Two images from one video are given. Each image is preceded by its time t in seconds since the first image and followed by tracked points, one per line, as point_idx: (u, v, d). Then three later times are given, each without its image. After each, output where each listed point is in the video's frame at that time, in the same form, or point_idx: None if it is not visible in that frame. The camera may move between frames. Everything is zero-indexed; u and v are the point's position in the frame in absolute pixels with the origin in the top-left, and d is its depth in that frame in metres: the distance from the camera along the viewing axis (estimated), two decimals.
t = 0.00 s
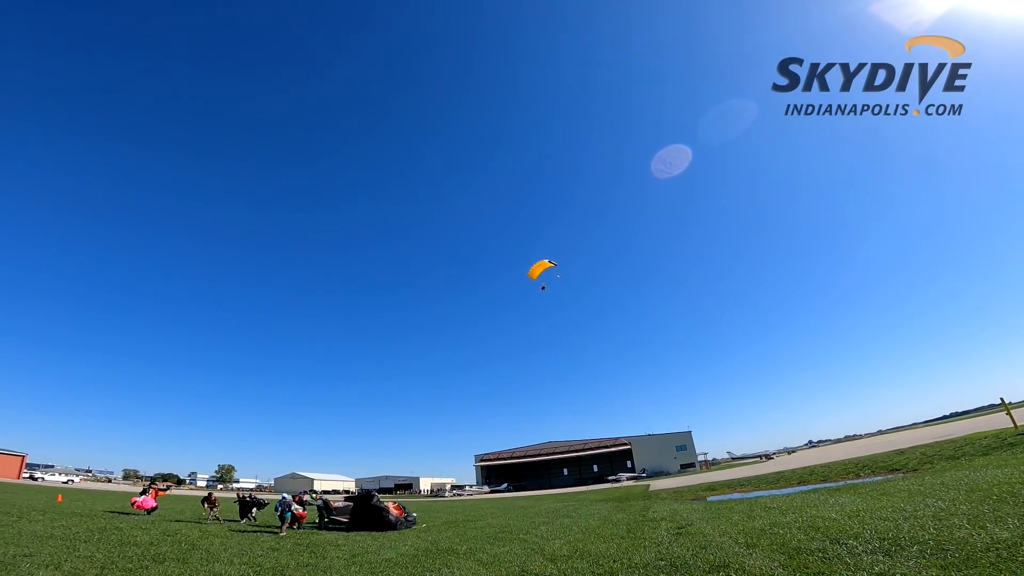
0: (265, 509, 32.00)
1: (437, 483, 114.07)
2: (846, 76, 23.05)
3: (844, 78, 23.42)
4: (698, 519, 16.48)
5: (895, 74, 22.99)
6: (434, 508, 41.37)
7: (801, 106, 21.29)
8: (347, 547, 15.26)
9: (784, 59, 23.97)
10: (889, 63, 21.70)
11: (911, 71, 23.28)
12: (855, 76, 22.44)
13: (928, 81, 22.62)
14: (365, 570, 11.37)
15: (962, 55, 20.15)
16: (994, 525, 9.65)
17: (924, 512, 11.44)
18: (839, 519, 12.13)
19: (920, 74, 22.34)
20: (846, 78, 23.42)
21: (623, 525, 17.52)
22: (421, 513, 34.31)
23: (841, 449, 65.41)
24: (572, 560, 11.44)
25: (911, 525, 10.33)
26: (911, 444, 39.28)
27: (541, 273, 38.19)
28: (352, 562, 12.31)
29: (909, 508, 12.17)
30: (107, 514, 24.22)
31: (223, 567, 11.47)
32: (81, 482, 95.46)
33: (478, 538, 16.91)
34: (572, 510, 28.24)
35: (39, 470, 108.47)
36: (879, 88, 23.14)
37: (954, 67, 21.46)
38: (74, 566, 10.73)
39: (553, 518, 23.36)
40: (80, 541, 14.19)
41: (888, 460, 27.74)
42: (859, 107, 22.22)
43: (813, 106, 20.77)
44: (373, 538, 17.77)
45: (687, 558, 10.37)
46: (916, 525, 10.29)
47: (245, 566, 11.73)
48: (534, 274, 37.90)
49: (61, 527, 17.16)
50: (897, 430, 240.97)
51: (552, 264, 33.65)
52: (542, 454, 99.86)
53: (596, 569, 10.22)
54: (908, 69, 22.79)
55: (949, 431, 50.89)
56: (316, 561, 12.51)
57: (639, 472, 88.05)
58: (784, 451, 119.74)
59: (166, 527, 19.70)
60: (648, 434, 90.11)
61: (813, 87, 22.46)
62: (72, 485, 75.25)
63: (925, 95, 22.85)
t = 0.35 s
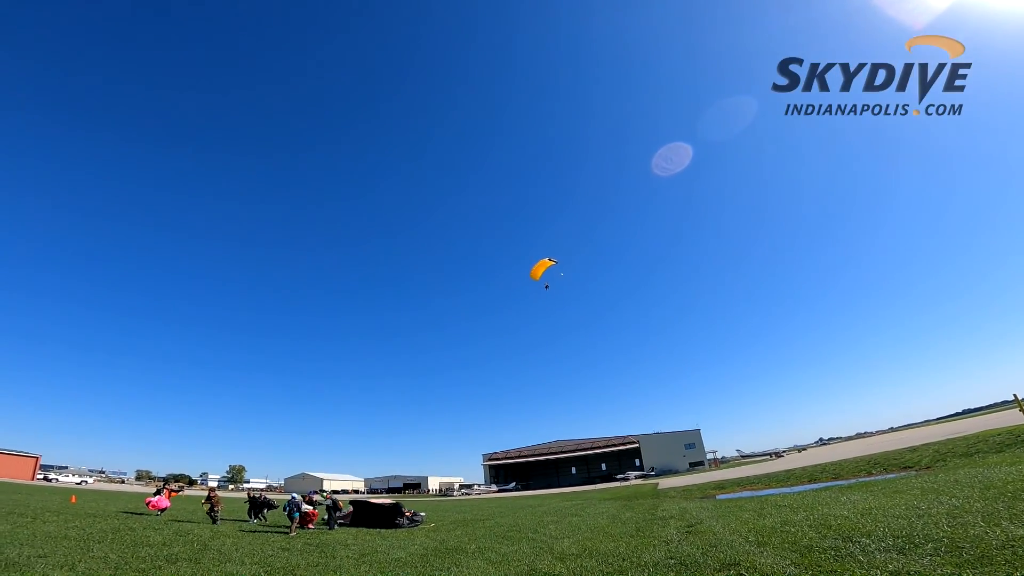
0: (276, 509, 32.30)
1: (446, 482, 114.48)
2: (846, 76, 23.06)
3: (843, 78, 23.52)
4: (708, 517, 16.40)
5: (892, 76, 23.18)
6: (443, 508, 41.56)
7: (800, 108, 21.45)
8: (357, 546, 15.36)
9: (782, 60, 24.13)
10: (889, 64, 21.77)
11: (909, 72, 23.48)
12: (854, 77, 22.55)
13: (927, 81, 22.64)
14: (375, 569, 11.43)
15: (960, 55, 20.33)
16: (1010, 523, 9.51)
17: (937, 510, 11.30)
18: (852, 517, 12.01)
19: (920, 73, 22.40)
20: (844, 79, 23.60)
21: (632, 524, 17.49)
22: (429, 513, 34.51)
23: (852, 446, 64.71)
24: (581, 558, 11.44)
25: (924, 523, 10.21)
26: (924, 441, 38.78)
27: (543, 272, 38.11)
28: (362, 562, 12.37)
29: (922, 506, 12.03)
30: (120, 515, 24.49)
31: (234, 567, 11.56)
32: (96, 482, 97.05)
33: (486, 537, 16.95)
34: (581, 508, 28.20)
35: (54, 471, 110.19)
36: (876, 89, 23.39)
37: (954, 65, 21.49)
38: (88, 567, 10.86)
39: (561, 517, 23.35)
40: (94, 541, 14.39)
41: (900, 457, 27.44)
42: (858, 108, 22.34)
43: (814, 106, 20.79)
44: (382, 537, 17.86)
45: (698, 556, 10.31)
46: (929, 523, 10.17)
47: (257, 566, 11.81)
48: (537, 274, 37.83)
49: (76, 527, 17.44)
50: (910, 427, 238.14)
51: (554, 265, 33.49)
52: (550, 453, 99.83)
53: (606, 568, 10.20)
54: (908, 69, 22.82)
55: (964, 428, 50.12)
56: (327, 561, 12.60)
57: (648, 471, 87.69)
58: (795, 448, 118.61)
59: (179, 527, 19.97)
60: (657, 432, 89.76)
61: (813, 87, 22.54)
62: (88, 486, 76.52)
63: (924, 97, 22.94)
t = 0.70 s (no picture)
0: (292, 504, 32.75)
1: (459, 477, 115.41)
2: (846, 76, 23.21)
3: (844, 78, 23.44)
4: (723, 512, 16.24)
5: (892, 76, 23.17)
6: (457, 502, 41.83)
7: (800, 107, 21.35)
8: (373, 540, 15.52)
9: (781, 61, 24.12)
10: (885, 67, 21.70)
11: (909, 72, 23.43)
12: (854, 76, 22.48)
13: (926, 82, 22.60)
14: (391, 563, 11.52)
15: (960, 54, 20.31)
16: None
17: (960, 504, 11.08)
18: (871, 511, 11.82)
19: (918, 76, 22.30)
20: (843, 80, 23.59)
21: (646, 518, 17.39)
22: (444, 507, 34.74)
23: (870, 440, 63.78)
24: (596, 552, 11.43)
25: (946, 518, 10.02)
26: (944, 435, 38.05)
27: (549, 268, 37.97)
28: (378, 555, 12.49)
29: (944, 501, 11.81)
30: (141, 510, 25.06)
31: (253, 562, 11.75)
32: (119, 478, 99.53)
33: (500, 531, 17.00)
34: (594, 502, 28.17)
35: (79, 467, 113.39)
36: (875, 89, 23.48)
37: (955, 66, 21.71)
38: (112, 562, 11.10)
39: (575, 511, 23.33)
40: (117, 537, 14.70)
41: (920, 451, 26.95)
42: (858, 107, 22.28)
43: (813, 107, 20.63)
44: (398, 531, 18.06)
45: (715, 551, 10.23)
46: (952, 518, 9.97)
47: (275, 560, 11.99)
48: (541, 270, 37.71)
49: (100, 523, 17.86)
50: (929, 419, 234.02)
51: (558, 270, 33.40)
52: (562, 448, 100.02)
53: (622, 562, 10.16)
54: (907, 71, 22.77)
55: (985, 422, 49.05)
56: (344, 555, 12.72)
57: (661, 465, 87.42)
58: (811, 442, 117.23)
59: (198, 522, 20.34)
60: (669, 426, 89.43)
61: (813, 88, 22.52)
62: (110, 481, 78.71)
63: (924, 97, 22.83)
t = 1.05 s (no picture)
0: (288, 504, 32.52)
1: (453, 474, 115.35)
2: (847, 76, 23.57)
3: (844, 78, 23.72)
4: (722, 505, 16.36)
5: (891, 77, 23.35)
6: (454, 499, 41.80)
7: (800, 107, 21.41)
8: (373, 539, 15.44)
9: (781, 61, 24.22)
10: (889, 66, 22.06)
11: (909, 72, 23.60)
12: (854, 77, 22.59)
13: (927, 82, 23.07)
14: (394, 562, 11.47)
15: (959, 55, 20.45)
16: None
17: (958, 495, 11.27)
18: (871, 503, 11.97)
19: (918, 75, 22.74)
20: (843, 80, 23.71)
21: (645, 513, 17.45)
22: (440, 504, 34.70)
23: (861, 432, 64.68)
24: (600, 547, 11.46)
25: (946, 509, 10.16)
26: (933, 429, 38.68)
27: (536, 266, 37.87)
28: (380, 555, 12.42)
29: (941, 492, 12.00)
30: (136, 511, 24.79)
31: (256, 563, 11.65)
32: (108, 479, 98.26)
33: (500, 528, 16.98)
34: (591, 498, 28.29)
35: (68, 468, 111.94)
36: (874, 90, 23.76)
37: (954, 67, 22.07)
38: (113, 565, 10.95)
39: (573, 507, 23.39)
40: (115, 539, 14.50)
41: (912, 444, 27.35)
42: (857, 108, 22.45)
43: (813, 106, 20.72)
44: (398, 529, 18.00)
45: (718, 544, 10.29)
46: (952, 509, 10.12)
47: (278, 561, 11.90)
48: (529, 269, 37.64)
49: (95, 525, 17.61)
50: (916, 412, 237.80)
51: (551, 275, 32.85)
52: (557, 444, 100.35)
53: (626, 557, 10.18)
54: (907, 71, 23.18)
55: (973, 415, 49.98)
56: (346, 554, 12.64)
57: (655, 460, 88.04)
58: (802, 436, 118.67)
59: (195, 523, 20.12)
60: (663, 422, 90.02)
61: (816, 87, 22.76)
62: (100, 482, 77.71)
63: (924, 97, 23.10)
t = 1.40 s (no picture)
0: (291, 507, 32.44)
1: (455, 477, 115.06)
2: (847, 76, 23.91)
3: (844, 78, 23.88)
4: (729, 508, 16.20)
5: (892, 76, 23.32)
6: (456, 502, 41.63)
7: (800, 106, 21.39)
8: (377, 542, 15.32)
9: (781, 61, 24.25)
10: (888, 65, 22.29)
11: (909, 71, 23.58)
12: (854, 77, 22.54)
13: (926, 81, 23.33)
14: (400, 565, 11.35)
15: (959, 54, 20.43)
16: None
17: (970, 498, 11.15)
18: (882, 506, 11.82)
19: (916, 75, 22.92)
20: (843, 80, 23.68)
21: (651, 517, 17.29)
22: (443, 507, 34.55)
23: (865, 436, 64.11)
24: (608, 551, 11.31)
25: (959, 511, 10.05)
26: (938, 434, 38.44)
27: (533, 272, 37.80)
28: (386, 558, 12.29)
29: (953, 495, 11.87)
30: (140, 513, 24.80)
31: (263, 565, 11.56)
32: (110, 480, 98.39)
33: (505, 532, 16.81)
34: (595, 501, 28.12)
35: (68, 469, 111.99)
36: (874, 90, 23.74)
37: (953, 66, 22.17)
38: (119, 568, 10.88)
39: (577, 510, 23.20)
40: (119, 541, 14.41)
41: (919, 448, 27.13)
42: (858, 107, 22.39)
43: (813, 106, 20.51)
44: (402, 532, 17.89)
45: (729, 547, 10.15)
46: (965, 511, 10.00)
47: (284, 564, 11.80)
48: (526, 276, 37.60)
49: (99, 526, 17.54)
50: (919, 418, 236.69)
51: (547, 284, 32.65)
52: (559, 447, 100.11)
53: (635, 561, 10.04)
54: (906, 70, 23.32)
55: (978, 420, 49.74)
56: (352, 557, 12.55)
57: (657, 464, 87.64)
58: (807, 440, 117.96)
59: (199, 525, 20.01)
60: (666, 426, 89.75)
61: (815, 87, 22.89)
62: (101, 483, 77.82)
63: (923, 96, 23.27)
